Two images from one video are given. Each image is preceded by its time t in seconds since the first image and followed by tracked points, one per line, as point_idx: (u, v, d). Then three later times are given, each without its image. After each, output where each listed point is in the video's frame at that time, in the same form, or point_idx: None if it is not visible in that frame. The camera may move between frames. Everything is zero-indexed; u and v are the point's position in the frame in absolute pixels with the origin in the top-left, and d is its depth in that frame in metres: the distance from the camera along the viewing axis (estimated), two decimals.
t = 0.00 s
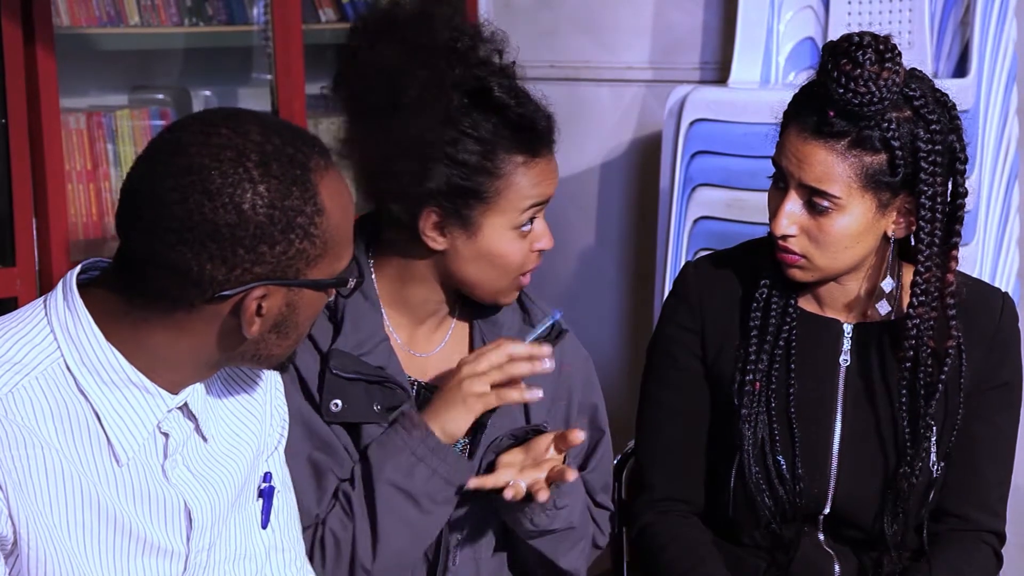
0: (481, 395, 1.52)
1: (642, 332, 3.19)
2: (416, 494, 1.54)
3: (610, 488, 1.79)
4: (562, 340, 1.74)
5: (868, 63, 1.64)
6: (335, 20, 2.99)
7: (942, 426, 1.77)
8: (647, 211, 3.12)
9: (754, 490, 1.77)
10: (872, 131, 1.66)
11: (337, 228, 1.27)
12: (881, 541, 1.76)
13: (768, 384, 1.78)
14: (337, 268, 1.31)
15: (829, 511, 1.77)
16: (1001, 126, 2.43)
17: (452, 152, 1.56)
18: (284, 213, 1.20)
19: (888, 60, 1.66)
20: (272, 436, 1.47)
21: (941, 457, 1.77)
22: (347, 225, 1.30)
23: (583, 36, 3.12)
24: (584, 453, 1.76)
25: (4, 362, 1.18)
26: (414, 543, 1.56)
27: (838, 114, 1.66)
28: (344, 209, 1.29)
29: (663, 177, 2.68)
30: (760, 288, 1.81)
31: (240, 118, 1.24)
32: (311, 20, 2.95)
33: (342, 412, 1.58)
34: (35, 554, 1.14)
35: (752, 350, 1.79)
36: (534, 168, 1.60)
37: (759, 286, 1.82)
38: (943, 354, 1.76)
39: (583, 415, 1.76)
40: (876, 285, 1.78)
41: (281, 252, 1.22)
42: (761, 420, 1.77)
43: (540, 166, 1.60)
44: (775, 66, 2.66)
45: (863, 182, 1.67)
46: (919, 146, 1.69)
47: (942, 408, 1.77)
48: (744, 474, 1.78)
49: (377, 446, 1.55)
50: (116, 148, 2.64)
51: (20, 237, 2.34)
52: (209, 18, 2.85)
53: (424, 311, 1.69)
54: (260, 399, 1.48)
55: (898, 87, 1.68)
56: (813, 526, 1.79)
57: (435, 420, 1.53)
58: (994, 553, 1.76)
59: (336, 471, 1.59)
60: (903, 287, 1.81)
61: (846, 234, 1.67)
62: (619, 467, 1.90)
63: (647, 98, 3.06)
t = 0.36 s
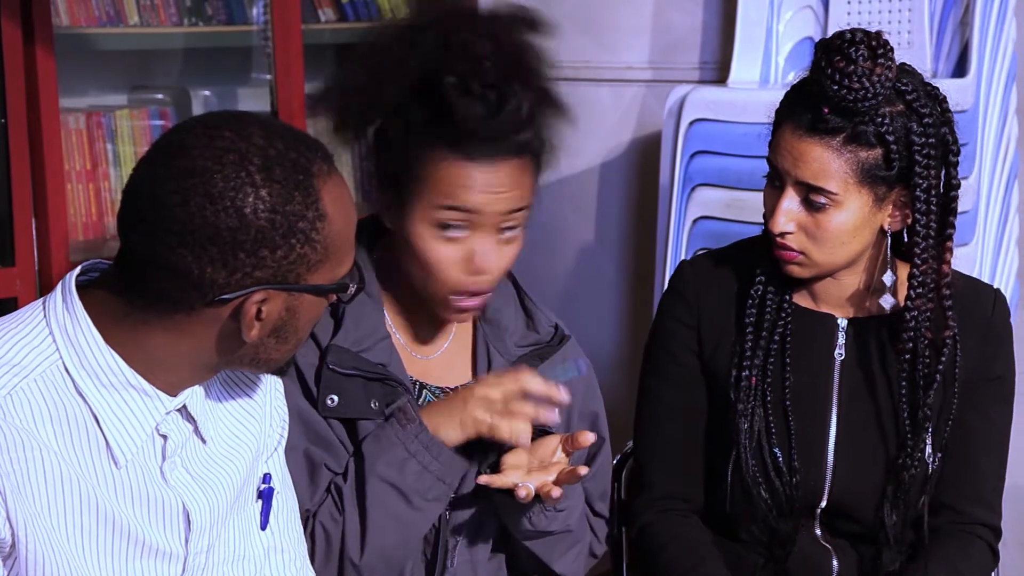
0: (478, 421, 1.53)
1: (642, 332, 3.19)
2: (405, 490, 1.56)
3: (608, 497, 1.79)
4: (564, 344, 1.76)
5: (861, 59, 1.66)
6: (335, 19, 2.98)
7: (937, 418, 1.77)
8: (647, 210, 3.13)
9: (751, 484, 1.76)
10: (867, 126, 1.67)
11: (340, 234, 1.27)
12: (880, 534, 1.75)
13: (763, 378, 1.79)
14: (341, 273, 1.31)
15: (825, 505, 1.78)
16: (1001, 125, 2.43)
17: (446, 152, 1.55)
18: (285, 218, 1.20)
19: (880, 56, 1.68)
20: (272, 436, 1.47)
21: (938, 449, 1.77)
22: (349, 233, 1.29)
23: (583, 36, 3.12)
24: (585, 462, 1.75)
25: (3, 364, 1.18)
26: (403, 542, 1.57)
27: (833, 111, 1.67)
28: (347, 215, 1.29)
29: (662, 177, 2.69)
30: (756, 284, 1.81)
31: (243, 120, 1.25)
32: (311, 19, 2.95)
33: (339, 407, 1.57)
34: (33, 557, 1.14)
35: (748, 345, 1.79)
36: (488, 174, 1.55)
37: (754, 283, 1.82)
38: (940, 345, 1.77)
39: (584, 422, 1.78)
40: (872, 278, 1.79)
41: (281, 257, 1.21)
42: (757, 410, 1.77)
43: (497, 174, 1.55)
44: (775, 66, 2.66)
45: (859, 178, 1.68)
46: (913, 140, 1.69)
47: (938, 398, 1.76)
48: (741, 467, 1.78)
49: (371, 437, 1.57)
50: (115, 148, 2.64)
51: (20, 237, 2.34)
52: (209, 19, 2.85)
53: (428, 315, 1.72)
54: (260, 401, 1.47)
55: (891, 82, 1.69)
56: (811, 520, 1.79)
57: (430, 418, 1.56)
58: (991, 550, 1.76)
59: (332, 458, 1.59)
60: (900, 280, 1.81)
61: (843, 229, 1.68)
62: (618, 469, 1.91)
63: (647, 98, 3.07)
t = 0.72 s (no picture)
0: (484, 434, 1.53)
1: (641, 332, 3.18)
2: (406, 501, 1.54)
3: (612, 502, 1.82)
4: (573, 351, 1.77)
5: (849, 60, 1.66)
6: (334, 19, 2.98)
7: (936, 412, 1.77)
8: (646, 209, 3.13)
9: (752, 475, 1.76)
10: (858, 125, 1.67)
11: (339, 236, 1.28)
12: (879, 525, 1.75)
13: (765, 370, 1.78)
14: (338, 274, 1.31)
15: (826, 495, 1.76)
16: (1000, 124, 2.43)
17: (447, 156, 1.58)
18: (284, 216, 1.20)
19: (867, 57, 1.68)
20: (271, 435, 1.47)
21: (936, 440, 1.76)
22: (350, 234, 1.30)
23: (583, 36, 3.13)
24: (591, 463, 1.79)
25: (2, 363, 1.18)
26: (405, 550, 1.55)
27: (823, 112, 1.68)
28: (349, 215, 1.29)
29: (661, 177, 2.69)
30: (756, 280, 1.82)
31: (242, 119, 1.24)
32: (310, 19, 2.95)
33: (345, 403, 1.58)
34: (33, 555, 1.14)
35: (750, 339, 1.79)
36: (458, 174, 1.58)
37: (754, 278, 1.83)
38: (937, 337, 1.78)
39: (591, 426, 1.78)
40: (870, 273, 1.80)
41: (281, 255, 1.21)
42: (759, 401, 1.77)
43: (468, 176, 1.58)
44: (774, 66, 2.65)
45: (852, 176, 1.68)
46: (904, 137, 1.70)
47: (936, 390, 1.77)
48: (741, 459, 1.77)
49: (375, 447, 1.55)
50: (114, 148, 2.64)
51: (19, 236, 2.34)
52: (208, 18, 2.84)
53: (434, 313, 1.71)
54: (258, 400, 1.47)
55: (879, 81, 1.69)
56: (810, 512, 1.78)
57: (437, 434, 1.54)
58: (990, 547, 1.76)
59: (332, 467, 1.59)
60: (896, 274, 1.81)
61: (839, 228, 1.67)
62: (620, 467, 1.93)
63: (646, 98, 3.07)
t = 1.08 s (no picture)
0: (418, 431, 1.45)
1: (642, 332, 3.19)
2: (345, 507, 1.50)
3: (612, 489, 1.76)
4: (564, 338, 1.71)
5: (854, 65, 1.64)
6: (333, 20, 2.99)
7: (939, 414, 1.77)
8: (646, 209, 3.13)
9: (755, 472, 1.76)
10: (862, 129, 1.67)
11: (330, 233, 1.23)
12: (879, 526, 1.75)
13: (769, 367, 1.78)
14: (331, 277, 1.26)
15: (828, 493, 1.77)
16: (1000, 125, 2.43)
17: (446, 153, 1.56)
18: (267, 206, 1.18)
19: (872, 61, 1.67)
20: (270, 436, 1.47)
21: (940, 443, 1.77)
22: (345, 233, 1.25)
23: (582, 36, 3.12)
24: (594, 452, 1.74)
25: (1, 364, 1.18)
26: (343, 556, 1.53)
27: (827, 115, 1.67)
28: (344, 208, 1.26)
29: (661, 176, 2.69)
30: (761, 280, 1.81)
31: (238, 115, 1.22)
32: (310, 20, 2.96)
33: (324, 406, 1.55)
34: (30, 554, 1.14)
35: (754, 337, 1.79)
36: (490, 183, 1.55)
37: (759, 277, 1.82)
38: (941, 340, 1.77)
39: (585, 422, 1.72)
40: (872, 276, 1.79)
41: (261, 245, 1.19)
42: (762, 398, 1.77)
43: (501, 184, 1.56)
44: (774, 66, 2.66)
45: (855, 179, 1.68)
46: (909, 141, 1.70)
47: (939, 394, 1.77)
48: (744, 456, 1.77)
49: (324, 453, 1.53)
50: (115, 148, 2.64)
51: (19, 237, 2.34)
52: (207, 18, 2.84)
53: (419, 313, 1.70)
54: (258, 403, 1.47)
55: (885, 85, 1.68)
56: (812, 511, 1.78)
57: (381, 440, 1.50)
58: (990, 548, 1.76)
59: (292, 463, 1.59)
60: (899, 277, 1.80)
61: (842, 230, 1.68)
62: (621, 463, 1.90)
63: (645, 98, 3.07)
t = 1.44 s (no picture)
0: (421, 356, 1.48)
1: (641, 332, 3.19)
2: (370, 457, 1.52)
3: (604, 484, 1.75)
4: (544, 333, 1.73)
5: (851, 75, 1.65)
6: (333, 20, 2.99)
7: (942, 416, 1.78)
8: (645, 209, 3.12)
9: (759, 472, 1.76)
10: (862, 137, 1.67)
11: (226, 176, 1.17)
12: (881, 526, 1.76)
13: (774, 368, 1.78)
14: (229, 225, 1.17)
15: (830, 493, 1.77)
16: (1000, 125, 2.43)
17: (437, 150, 1.58)
18: (187, 139, 1.18)
19: (870, 70, 1.67)
20: (271, 438, 1.46)
21: (942, 446, 1.77)
22: (251, 182, 1.18)
23: (581, 36, 3.12)
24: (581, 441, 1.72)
25: None
26: (383, 503, 1.53)
27: (827, 124, 1.66)
28: (271, 160, 1.19)
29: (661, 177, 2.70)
30: (766, 281, 1.82)
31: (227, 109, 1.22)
32: (309, 19, 2.96)
33: (310, 406, 1.58)
34: (22, 553, 1.10)
35: (758, 337, 1.79)
36: (494, 176, 1.57)
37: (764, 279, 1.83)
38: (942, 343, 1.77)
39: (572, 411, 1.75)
40: (873, 281, 1.80)
41: (162, 170, 1.18)
42: (767, 398, 1.77)
43: (505, 176, 1.58)
44: (774, 66, 2.66)
45: (856, 187, 1.68)
46: (909, 148, 1.70)
47: (941, 401, 1.77)
48: (747, 456, 1.77)
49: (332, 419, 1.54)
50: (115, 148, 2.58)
51: (19, 237, 2.34)
52: (207, 18, 2.84)
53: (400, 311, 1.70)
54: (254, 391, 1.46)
55: (884, 93, 1.68)
56: (813, 510, 1.78)
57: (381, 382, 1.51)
58: (991, 550, 1.76)
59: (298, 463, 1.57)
60: (901, 283, 1.81)
61: (844, 237, 1.68)
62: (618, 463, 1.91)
63: (645, 98, 3.07)
